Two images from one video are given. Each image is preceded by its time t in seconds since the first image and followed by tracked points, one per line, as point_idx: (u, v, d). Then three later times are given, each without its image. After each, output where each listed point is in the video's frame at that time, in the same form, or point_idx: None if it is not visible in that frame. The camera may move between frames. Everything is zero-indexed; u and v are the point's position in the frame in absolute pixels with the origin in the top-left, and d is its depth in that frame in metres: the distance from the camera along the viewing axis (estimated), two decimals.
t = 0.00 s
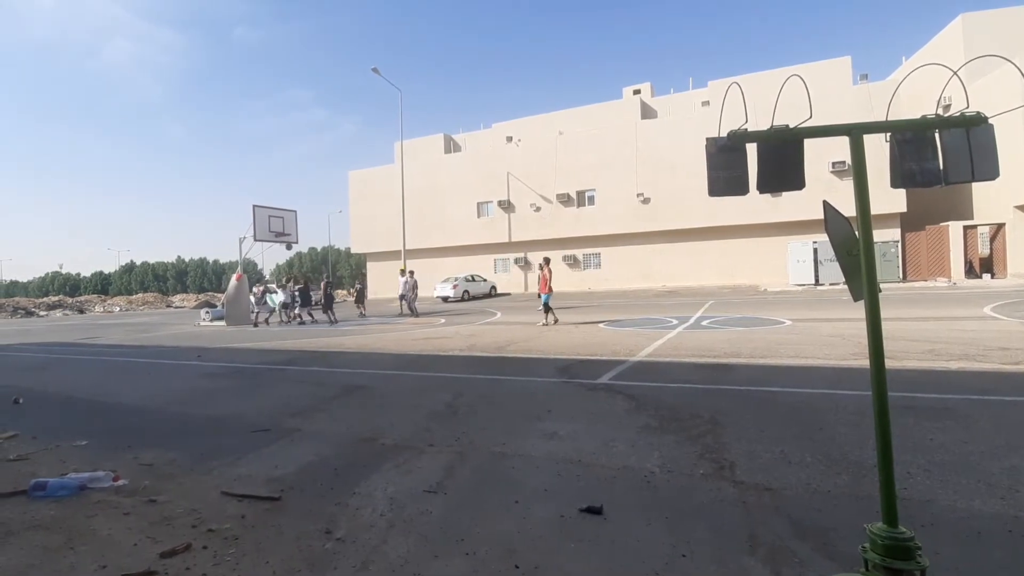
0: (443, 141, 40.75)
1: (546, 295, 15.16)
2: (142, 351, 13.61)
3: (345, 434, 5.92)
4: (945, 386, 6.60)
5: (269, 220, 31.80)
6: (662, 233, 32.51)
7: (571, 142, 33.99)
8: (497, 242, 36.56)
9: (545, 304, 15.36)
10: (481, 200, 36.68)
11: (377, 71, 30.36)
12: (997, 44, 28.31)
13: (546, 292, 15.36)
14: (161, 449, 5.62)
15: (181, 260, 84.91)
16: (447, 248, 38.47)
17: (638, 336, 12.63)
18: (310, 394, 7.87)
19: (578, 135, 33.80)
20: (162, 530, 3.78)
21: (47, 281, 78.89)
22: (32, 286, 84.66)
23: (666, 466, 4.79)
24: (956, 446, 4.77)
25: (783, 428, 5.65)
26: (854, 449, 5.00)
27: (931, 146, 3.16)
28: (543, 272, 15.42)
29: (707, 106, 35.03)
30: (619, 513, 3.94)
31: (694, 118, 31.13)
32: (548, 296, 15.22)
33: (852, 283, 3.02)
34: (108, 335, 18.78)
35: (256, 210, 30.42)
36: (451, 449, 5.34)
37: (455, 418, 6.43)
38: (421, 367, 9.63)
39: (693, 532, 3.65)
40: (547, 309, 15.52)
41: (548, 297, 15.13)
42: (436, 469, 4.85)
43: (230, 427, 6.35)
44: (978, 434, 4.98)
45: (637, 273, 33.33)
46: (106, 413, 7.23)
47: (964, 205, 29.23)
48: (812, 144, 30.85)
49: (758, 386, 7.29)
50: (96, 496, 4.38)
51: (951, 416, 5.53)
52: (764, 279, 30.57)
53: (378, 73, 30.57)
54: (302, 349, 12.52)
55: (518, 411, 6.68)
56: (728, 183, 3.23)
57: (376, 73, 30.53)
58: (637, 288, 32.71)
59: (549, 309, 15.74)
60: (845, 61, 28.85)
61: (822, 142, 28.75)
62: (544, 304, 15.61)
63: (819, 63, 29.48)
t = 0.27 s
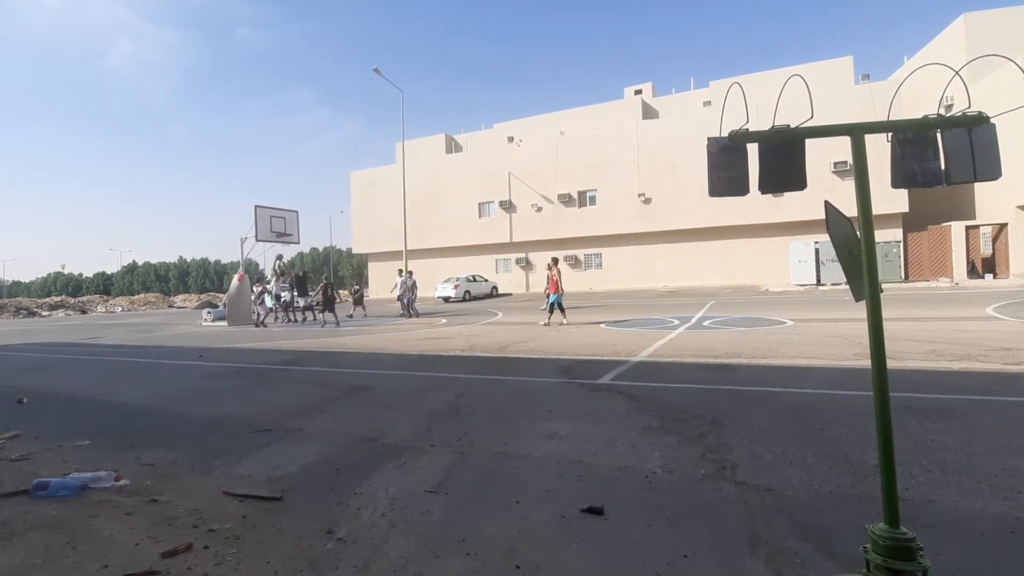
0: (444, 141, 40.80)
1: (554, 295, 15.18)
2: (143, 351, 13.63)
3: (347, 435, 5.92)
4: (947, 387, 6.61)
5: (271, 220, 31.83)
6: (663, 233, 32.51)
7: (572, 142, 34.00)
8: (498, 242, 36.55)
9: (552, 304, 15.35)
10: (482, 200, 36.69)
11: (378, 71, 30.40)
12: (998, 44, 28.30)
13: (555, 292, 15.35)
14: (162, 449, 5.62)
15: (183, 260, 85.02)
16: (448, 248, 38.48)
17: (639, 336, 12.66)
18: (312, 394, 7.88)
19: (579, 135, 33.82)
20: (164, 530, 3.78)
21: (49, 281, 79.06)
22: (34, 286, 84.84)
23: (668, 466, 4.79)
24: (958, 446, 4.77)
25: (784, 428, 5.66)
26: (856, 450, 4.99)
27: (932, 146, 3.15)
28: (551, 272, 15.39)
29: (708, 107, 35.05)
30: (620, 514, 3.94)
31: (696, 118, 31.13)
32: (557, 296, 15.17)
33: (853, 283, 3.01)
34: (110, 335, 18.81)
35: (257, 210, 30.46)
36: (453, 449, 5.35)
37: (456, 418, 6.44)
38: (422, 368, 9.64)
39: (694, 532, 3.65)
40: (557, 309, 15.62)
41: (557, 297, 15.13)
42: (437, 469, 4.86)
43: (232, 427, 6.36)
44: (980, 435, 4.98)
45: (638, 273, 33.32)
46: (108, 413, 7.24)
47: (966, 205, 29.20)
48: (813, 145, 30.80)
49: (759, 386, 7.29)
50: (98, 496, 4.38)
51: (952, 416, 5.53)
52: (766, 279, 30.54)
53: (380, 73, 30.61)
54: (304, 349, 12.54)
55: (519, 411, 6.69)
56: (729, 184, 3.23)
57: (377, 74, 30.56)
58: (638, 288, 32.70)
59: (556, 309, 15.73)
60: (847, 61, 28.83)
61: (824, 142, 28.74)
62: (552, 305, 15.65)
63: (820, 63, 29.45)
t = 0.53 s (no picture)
0: (445, 141, 40.85)
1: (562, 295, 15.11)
2: (145, 351, 13.65)
3: (349, 435, 5.93)
4: (948, 387, 6.62)
5: (273, 221, 31.87)
6: (664, 233, 32.50)
7: (574, 142, 34.01)
8: (499, 242, 36.54)
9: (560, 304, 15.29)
10: (483, 200, 36.69)
11: (380, 73, 30.37)
12: (1000, 44, 28.27)
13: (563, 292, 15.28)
14: (164, 450, 5.63)
15: (184, 260, 85.15)
16: (449, 249, 38.50)
17: (641, 336, 12.68)
18: (313, 395, 7.90)
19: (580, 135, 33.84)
20: (165, 530, 3.78)
21: (51, 281, 79.23)
22: (36, 286, 85.00)
23: (669, 467, 4.79)
24: (959, 447, 4.76)
25: (785, 428, 5.65)
26: (857, 450, 4.99)
27: (934, 146, 3.15)
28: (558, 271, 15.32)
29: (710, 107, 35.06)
30: (621, 514, 3.93)
31: (697, 118, 31.12)
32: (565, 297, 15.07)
33: (855, 284, 3.01)
34: (112, 335, 18.86)
35: (259, 210, 30.51)
36: (454, 449, 5.36)
37: (458, 418, 6.45)
38: (424, 368, 9.66)
39: (696, 533, 3.64)
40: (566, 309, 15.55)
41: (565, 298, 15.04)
42: (438, 469, 4.86)
43: (233, 427, 6.37)
44: (981, 435, 4.97)
45: (640, 273, 33.32)
46: (110, 413, 7.26)
47: (968, 205, 29.18)
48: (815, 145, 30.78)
49: (760, 387, 7.30)
50: (100, 497, 4.39)
51: (954, 416, 5.53)
52: (767, 279, 30.51)
53: (382, 74, 30.56)
54: (305, 350, 12.55)
55: (520, 411, 6.69)
56: (730, 184, 3.23)
57: (378, 75, 30.58)
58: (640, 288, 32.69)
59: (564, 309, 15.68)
60: (849, 61, 28.81)
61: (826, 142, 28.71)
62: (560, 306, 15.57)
63: (822, 63, 29.43)
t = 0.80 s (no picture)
0: (446, 141, 40.88)
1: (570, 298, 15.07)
2: (147, 351, 13.69)
3: (350, 435, 5.94)
4: (950, 387, 6.62)
5: (274, 221, 31.93)
6: (665, 233, 32.49)
7: (575, 142, 34.01)
8: (500, 243, 36.55)
9: (569, 306, 15.23)
10: (484, 200, 36.69)
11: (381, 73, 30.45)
12: (1003, 44, 28.23)
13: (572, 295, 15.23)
14: (165, 450, 5.64)
15: (186, 261, 85.31)
16: (450, 249, 38.51)
17: (642, 336, 12.70)
18: (314, 395, 7.91)
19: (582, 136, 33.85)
20: (167, 530, 3.79)
21: (53, 281, 79.43)
22: (38, 287, 85.22)
23: (670, 467, 4.79)
24: (961, 447, 4.75)
25: (786, 429, 5.65)
26: (859, 451, 4.98)
27: (935, 146, 3.15)
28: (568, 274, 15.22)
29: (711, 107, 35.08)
30: (623, 514, 3.93)
31: (698, 118, 31.11)
32: (574, 299, 15.01)
33: (856, 284, 3.00)
34: (114, 335, 18.91)
35: (260, 211, 30.56)
36: (455, 449, 5.36)
37: (459, 418, 6.45)
38: (425, 368, 9.68)
39: (697, 534, 3.64)
40: (574, 310, 15.46)
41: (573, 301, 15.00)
42: (439, 469, 4.86)
43: (235, 427, 6.38)
44: (982, 436, 4.97)
45: (641, 273, 33.31)
46: (112, 413, 7.28)
47: (970, 205, 29.16)
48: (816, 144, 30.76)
49: (761, 387, 7.30)
50: (102, 497, 4.40)
51: (956, 417, 5.52)
52: (768, 279, 30.48)
53: (382, 75, 30.60)
54: (307, 350, 12.58)
55: (521, 411, 6.69)
56: (731, 184, 3.23)
57: (380, 76, 30.64)
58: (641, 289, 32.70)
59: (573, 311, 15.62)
60: (850, 61, 28.80)
61: (827, 142, 28.69)
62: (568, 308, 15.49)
63: (823, 63, 29.42)
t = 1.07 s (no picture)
0: (448, 142, 40.89)
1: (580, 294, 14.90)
2: (149, 352, 13.70)
3: (351, 435, 5.94)
4: (952, 387, 6.61)
5: (275, 221, 31.95)
6: (667, 233, 32.46)
7: (576, 142, 33.99)
8: (501, 243, 36.54)
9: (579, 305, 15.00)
10: (485, 200, 36.68)
11: (383, 75, 30.41)
12: (1005, 43, 28.19)
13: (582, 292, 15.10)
14: (167, 450, 5.65)
15: (187, 261, 85.38)
16: (452, 249, 38.50)
17: (644, 336, 12.72)
18: (315, 395, 7.91)
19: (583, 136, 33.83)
20: (168, 530, 3.79)
21: (55, 282, 79.58)
22: (40, 287, 85.39)
23: (671, 467, 4.79)
24: (963, 448, 4.74)
25: (788, 429, 5.63)
26: (860, 451, 4.97)
27: (938, 146, 3.15)
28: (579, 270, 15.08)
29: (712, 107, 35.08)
30: (624, 515, 3.93)
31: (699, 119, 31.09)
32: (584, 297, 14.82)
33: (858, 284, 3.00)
34: (115, 335, 18.94)
35: (261, 211, 30.58)
36: (456, 449, 5.36)
37: (460, 418, 6.45)
38: (427, 368, 9.69)
39: (698, 534, 3.63)
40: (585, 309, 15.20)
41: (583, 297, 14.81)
42: (440, 469, 4.86)
43: (236, 427, 6.38)
44: (985, 436, 4.96)
45: (642, 273, 33.31)
46: (113, 413, 7.28)
47: (972, 205, 29.13)
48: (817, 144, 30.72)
49: (763, 387, 7.29)
50: (103, 496, 4.40)
51: (958, 417, 5.51)
52: (770, 279, 30.46)
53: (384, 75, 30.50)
54: (308, 350, 12.59)
55: (522, 412, 6.68)
56: (733, 184, 3.22)
57: (380, 76, 30.63)
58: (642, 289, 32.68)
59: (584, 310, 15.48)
60: (851, 61, 28.77)
61: (828, 142, 28.66)
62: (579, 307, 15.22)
63: (824, 63, 29.39)
